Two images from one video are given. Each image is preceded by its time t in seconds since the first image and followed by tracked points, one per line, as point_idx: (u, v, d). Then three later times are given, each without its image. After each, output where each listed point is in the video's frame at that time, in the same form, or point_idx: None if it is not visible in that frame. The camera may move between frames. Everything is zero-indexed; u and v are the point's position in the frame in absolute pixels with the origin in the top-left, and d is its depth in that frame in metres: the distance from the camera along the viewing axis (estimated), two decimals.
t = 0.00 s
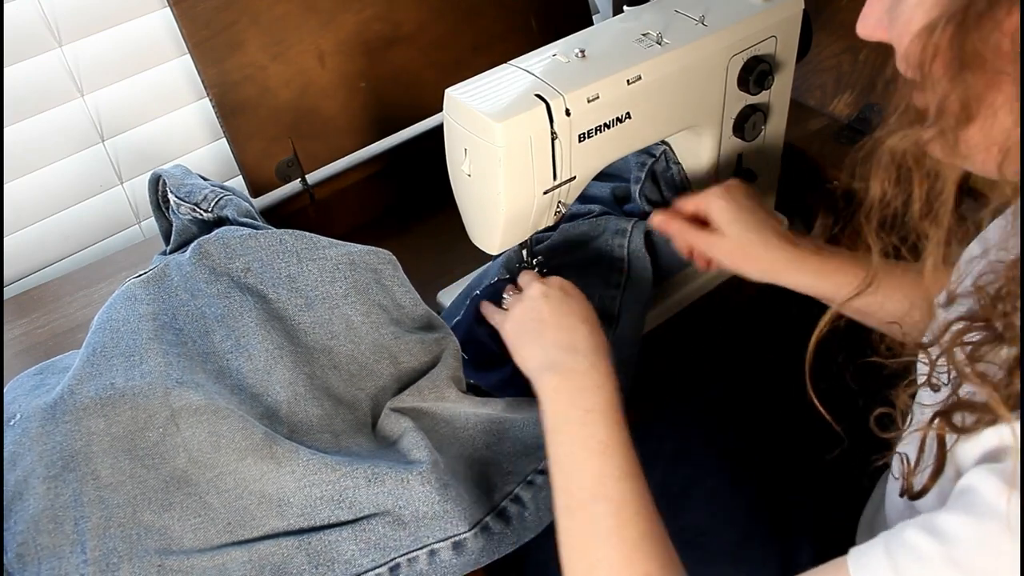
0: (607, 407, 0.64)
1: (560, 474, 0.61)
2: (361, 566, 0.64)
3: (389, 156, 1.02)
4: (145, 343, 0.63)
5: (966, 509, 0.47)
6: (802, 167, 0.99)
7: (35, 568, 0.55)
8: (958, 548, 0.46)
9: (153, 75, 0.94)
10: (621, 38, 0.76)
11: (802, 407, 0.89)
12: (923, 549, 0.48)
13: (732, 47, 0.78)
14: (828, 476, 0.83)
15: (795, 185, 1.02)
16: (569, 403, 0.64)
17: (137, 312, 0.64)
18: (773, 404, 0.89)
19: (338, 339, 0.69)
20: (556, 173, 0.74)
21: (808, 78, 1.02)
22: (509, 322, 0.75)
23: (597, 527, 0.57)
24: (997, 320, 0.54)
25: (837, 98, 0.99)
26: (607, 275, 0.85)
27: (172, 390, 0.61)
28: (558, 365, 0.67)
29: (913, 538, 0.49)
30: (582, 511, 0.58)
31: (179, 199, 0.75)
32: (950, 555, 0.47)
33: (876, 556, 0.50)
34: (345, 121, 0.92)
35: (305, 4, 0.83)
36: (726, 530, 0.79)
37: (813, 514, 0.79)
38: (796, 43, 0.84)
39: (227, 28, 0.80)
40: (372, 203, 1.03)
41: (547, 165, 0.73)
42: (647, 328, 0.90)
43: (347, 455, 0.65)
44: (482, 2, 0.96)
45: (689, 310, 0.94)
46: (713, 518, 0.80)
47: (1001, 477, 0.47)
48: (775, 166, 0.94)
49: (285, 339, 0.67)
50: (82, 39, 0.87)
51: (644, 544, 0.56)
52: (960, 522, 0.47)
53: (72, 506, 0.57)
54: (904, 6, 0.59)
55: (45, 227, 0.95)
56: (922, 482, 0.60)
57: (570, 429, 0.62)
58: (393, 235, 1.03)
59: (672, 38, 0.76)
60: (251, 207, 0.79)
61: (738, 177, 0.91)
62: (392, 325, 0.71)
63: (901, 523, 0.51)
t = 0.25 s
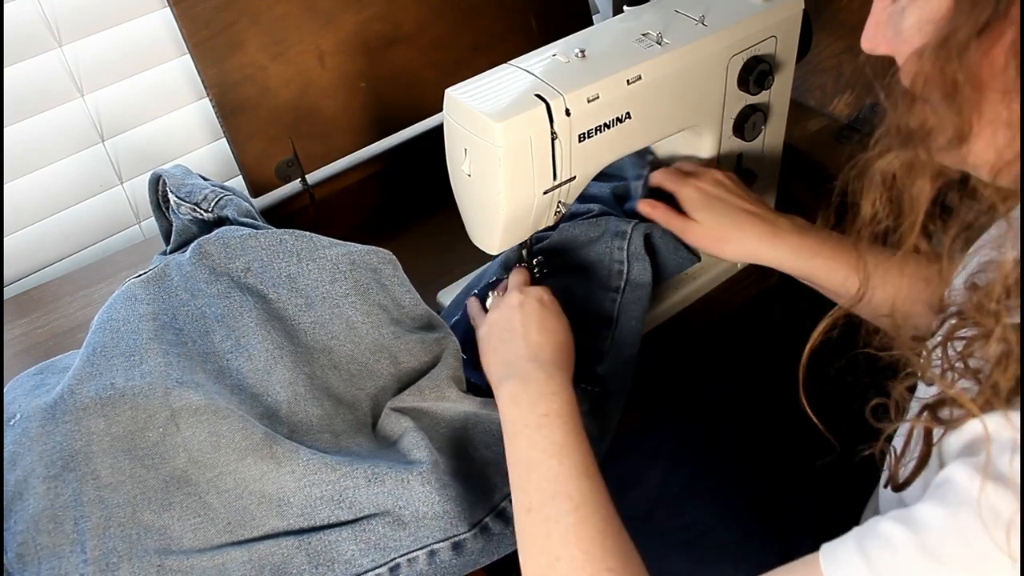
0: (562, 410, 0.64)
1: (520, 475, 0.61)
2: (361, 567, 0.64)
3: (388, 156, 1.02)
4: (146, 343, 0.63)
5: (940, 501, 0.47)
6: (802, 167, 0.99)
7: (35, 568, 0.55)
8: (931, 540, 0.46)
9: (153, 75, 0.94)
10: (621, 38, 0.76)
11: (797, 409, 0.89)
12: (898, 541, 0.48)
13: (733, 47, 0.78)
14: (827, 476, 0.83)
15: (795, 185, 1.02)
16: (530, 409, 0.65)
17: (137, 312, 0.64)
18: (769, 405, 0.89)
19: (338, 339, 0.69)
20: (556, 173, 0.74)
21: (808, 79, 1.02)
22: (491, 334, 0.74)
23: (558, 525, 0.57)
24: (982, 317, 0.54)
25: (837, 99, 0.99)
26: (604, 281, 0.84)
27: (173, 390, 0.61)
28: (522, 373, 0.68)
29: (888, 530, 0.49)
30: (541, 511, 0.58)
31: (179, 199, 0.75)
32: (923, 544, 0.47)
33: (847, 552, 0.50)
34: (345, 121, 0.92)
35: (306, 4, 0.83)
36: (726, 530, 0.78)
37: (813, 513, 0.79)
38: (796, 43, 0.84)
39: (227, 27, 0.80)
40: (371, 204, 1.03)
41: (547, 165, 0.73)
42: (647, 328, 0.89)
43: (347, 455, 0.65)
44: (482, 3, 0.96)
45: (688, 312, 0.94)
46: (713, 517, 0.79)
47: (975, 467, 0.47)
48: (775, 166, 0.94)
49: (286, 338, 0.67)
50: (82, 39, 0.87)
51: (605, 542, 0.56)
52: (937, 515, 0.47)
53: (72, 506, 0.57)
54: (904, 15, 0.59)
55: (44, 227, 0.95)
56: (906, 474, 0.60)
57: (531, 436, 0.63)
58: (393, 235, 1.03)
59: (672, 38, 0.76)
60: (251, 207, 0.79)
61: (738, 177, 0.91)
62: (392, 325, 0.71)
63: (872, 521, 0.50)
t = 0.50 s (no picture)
0: (585, 428, 0.65)
1: (546, 496, 0.61)
2: (362, 567, 0.64)
3: (388, 156, 1.02)
4: (146, 343, 0.63)
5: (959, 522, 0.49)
6: (802, 167, 0.99)
7: (34, 568, 0.55)
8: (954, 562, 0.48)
9: (153, 75, 0.94)
10: (621, 38, 0.76)
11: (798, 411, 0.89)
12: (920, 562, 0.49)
13: (732, 47, 0.78)
14: (828, 477, 0.83)
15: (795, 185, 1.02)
16: (553, 428, 0.65)
17: (137, 311, 0.64)
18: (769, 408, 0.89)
19: (338, 339, 0.69)
20: (556, 173, 0.74)
21: (808, 78, 1.02)
22: (501, 352, 0.75)
23: (587, 547, 0.58)
24: (995, 338, 0.54)
25: (838, 99, 1.00)
26: (603, 284, 0.85)
27: (173, 390, 0.61)
28: (541, 391, 0.69)
29: (912, 553, 0.50)
30: (570, 533, 0.59)
31: (179, 199, 0.75)
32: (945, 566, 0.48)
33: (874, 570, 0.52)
34: (345, 121, 0.92)
35: (306, 4, 0.83)
36: (726, 532, 0.78)
37: (813, 515, 0.79)
38: (796, 43, 0.84)
39: (227, 28, 0.80)
40: (371, 204, 1.03)
41: (547, 166, 0.73)
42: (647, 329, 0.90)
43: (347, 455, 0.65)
44: (482, 2, 0.96)
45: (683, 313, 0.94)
46: (713, 520, 0.79)
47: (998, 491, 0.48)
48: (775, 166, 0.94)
49: (286, 339, 0.67)
50: (82, 39, 0.87)
51: (635, 563, 0.57)
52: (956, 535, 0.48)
53: (72, 506, 0.57)
54: (906, 29, 0.58)
55: (45, 227, 0.95)
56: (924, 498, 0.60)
57: (556, 454, 0.63)
58: (393, 235, 1.03)
59: (672, 37, 0.76)
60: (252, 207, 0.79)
61: (738, 177, 0.91)
62: (393, 325, 0.71)
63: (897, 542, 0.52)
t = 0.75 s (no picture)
0: (606, 432, 0.65)
1: (569, 504, 0.62)
2: (362, 567, 0.64)
3: (388, 156, 1.02)
4: (146, 343, 0.63)
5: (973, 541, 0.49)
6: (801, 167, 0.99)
7: (35, 568, 0.55)
8: None
9: (153, 75, 0.93)
10: (621, 38, 0.76)
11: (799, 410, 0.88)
12: None
13: (732, 47, 0.78)
14: (828, 476, 0.83)
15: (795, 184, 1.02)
16: (572, 433, 0.65)
17: (137, 311, 0.64)
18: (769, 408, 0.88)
19: (338, 339, 0.69)
20: (556, 173, 0.74)
21: (807, 78, 1.02)
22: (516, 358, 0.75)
23: (611, 556, 0.58)
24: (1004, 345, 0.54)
25: (838, 99, 1.01)
26: (603, 280, 0.85)
27: (173, 390, 0.61)
28: (562, 393, 0.69)
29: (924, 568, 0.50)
30: (595, 541, 0.59)
31: (179, 199, 0.74)
32: None
33: None
34: (346, 121, 0.92)
35: (306, 4, 0.83)
36: (727, 534, 0.78)
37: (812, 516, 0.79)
38: (796, 43, 0.84)
39: (227, 28, 0.80)
40: (371, 204, 1.03)
41: (547, 166, 0.73)
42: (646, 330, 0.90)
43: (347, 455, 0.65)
44: (482, 2, 0.96)
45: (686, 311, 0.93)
46: (714, 522, 0.79)
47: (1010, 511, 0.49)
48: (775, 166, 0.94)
49: (286, 339, 0.66)
50: (82, 39, 0.87)
51: (659, 569, 0.57)
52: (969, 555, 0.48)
53: (72, 506, 0.57)
54: (909, 35, 0.59)
55: (45, 227, 0.95)
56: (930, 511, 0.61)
57: (576, 461, 0.63)
58: (393, 235, 1.03)
59: (672, 37, 0.76)
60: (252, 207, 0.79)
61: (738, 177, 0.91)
62: (393, 325, 0.71)
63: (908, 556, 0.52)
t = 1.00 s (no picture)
0: (590, 426, 0.65)
1: (552, 497, 0.61)
2: (362, 567, 0.64)
3: (388, 156, 1.02)
4: (146, 343, 0.63)
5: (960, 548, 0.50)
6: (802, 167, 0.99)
7: (34, 568, 0.55)
8: None
9: (153, 75, 0.93)
10: (621, 38, 0.76)
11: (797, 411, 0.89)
12: None
13: (732, 47, 0.78)
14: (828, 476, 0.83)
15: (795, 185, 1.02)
16: (558, 426, 0.65)
17: (137, 311, 0.64)
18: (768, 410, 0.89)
19: (338, 339, 0.69)
20: (556, 173, 0.74)
21: (808, 78, 1.02)
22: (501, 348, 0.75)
23: (596, 550, 0.58)
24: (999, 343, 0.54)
25: (837, 99, 0.99)
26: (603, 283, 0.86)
27: (173, 390, 0.61)
28: (546, 387, 0.69)
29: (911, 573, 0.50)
30: (578, 535, 0.59)
31: (180, 199, 0.74)
32: None
33: None
34: (345, 122, 0.92)
35: (306, 4, 0.83)
36: (726, 534, 0.78)
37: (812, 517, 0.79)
38: (796, 43, 0.83)
39: (227, 28, 0.80)
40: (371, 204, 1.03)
41: (547, 166, 0.73)
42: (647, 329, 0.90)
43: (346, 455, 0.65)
44: (482, 2, 0.96)
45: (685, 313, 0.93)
46: (714, 522, 0.79)
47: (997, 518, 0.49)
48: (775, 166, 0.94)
49: (286, 339, 0.66)
50: (83, 39, 0.88)
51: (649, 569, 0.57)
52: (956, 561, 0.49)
53: (72, 506, 0.57)
54: (900, 37, 0.58)
55: (45, 227, 0.95)
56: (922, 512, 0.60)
57: (560, 454, 0.63)
58: (393, 235, 1.03)
59: (672, 37, 0.76)
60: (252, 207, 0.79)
61: (738, 177, 0.91)
62: (393, 325, 0.71)
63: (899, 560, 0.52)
